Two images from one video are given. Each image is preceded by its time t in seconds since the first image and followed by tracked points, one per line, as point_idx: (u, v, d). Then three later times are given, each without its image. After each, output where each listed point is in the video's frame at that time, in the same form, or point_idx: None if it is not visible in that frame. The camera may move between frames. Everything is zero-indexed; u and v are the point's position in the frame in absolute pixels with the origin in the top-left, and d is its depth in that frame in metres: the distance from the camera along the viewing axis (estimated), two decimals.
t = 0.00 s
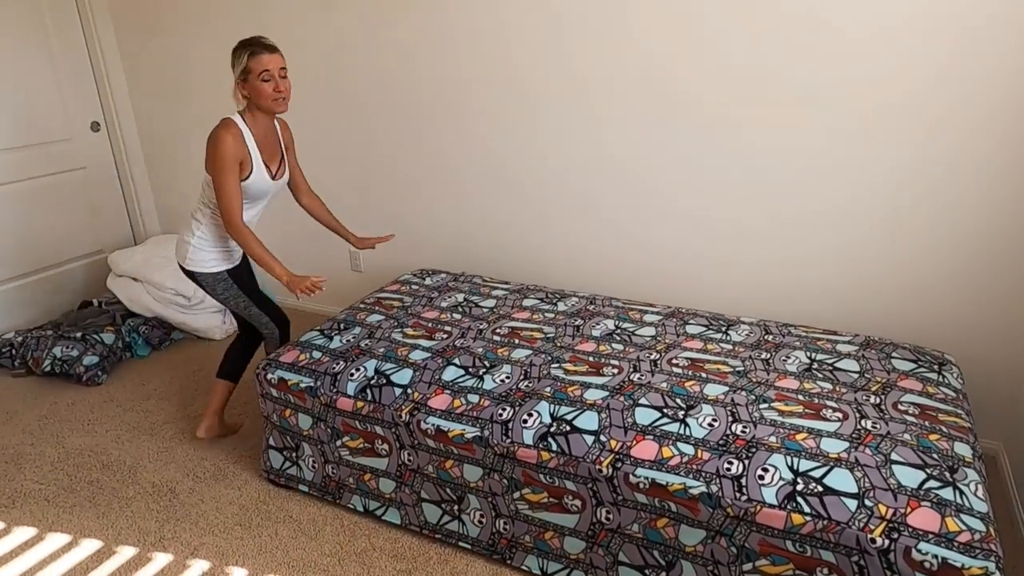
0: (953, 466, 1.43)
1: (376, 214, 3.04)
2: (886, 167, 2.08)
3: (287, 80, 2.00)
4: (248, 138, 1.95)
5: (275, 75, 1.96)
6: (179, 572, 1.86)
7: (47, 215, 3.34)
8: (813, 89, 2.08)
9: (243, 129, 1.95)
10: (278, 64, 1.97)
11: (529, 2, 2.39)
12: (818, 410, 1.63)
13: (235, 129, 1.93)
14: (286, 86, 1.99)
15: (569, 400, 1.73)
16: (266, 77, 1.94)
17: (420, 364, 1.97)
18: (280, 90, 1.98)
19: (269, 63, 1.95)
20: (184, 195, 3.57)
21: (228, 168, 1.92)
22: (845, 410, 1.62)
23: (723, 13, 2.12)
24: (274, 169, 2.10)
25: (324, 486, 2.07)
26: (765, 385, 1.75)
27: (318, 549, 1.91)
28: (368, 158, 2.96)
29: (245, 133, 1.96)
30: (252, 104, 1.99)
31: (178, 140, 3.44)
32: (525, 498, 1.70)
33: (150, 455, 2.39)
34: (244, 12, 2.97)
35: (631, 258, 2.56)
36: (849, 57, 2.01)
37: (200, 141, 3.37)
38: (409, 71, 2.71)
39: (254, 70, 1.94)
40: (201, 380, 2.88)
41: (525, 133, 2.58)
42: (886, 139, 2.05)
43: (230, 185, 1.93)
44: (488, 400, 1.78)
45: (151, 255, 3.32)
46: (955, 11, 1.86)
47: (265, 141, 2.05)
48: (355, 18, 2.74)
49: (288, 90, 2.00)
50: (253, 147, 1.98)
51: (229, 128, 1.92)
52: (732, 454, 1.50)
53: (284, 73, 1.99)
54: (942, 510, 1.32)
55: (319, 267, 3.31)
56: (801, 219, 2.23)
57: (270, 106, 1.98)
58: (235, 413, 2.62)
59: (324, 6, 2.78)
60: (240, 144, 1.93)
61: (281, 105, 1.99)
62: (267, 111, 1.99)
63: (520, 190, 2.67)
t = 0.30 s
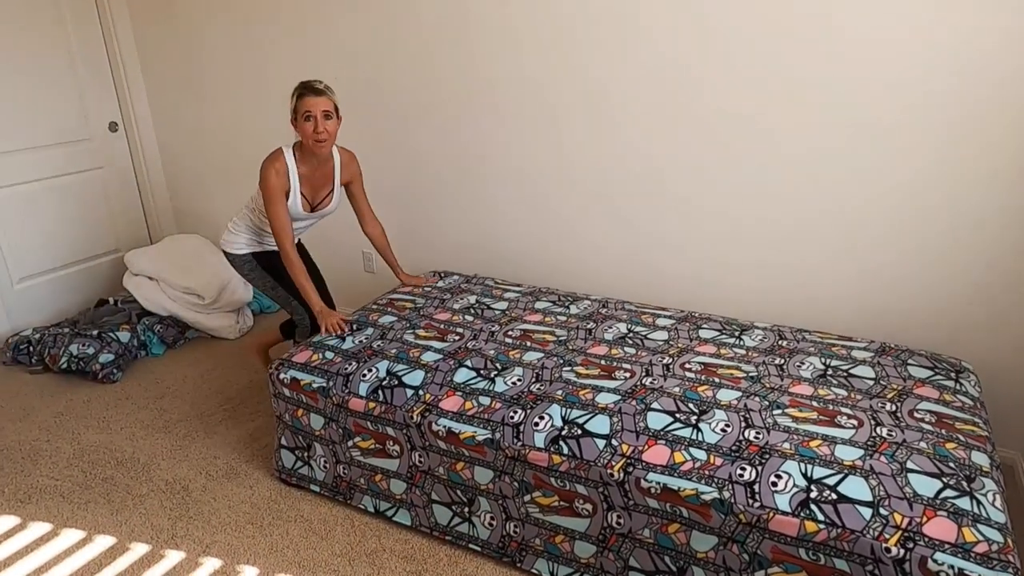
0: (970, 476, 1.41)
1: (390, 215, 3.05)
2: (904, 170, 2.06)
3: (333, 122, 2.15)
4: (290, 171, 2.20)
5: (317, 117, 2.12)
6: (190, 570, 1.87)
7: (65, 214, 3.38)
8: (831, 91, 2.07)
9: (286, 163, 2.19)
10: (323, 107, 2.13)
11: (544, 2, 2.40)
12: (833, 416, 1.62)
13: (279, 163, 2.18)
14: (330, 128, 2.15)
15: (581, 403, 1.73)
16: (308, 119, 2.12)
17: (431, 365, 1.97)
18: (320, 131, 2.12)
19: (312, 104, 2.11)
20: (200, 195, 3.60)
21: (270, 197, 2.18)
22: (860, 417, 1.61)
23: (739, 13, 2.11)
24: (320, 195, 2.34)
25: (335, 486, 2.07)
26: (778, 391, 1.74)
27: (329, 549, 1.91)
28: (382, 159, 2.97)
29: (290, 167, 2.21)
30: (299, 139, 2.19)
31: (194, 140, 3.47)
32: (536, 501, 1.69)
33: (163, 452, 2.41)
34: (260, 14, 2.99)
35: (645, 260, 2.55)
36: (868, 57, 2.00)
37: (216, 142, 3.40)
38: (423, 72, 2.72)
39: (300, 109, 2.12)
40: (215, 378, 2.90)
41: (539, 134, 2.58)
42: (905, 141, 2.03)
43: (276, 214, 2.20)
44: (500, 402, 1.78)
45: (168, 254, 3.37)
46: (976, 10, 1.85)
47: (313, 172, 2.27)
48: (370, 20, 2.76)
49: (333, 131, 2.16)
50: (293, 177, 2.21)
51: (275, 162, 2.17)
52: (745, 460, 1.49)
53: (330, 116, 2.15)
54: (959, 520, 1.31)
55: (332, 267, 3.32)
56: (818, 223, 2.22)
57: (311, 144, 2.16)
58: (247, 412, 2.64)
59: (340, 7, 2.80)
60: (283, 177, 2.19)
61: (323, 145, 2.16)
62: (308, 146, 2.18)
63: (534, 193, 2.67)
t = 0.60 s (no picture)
0: (983, 482, 1.39)
1: (400, 216, 3.06)
2: (918, 173, 2.04)
3: (359, 151, 2.20)
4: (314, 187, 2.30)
5: (344, 146, 2.16)
6: (197, 567, 1.87)
7: (78, 212, 3.41)
8: (844, 91, 2.05)
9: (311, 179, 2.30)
10: (351, 138, 2.16)
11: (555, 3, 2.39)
12: (843, 421, 1.60)
13: (306, 178, 2.29)
14: (355, 157, 2.19)
15: (588, 405, 1.72)
16: (335, 147, 2.16)
17: (439, 365, 1.97)
18: (345, 160, 2.18)
19: (340, 135, 2.15)
20: (211, 195, 3.62)
21: (295, 210, 2.30)
22: (870, 422, 1.59)
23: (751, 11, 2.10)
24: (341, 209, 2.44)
25: (342, 485, 2.07)
26: (788, 395, 1.72)
27: (335, 548, 1.91)
28: (391, 160, 2.97)
29: (315, 184, 2.31)
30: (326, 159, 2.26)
31: (206, 139, 3.48)
32: (543, 503, 1.68)
33: (172, 450, 2.42)
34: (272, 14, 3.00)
35: (655, 261, 2.54)
36: (882, 57, 1.98)
37: (227, 142, 3.42)
38: (433, 73, 2.72)
39: (329, 136, 2.17)
40: (224, 377, 2.92)
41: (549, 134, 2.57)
42: (920, 142, 2.01)
43: (300, 227, 2.31)
44: (507, 403, 1.78)
45: (178, 251, 3.37)
46: (994, 9, 1.83)
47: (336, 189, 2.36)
48: (380, 21, 2.76)
49: (358, 159, 2.20)
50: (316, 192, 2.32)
51: (301, 178, 2.28)
52: (753, 464, 1.47)
53: (357, 145, 2.19)
54: (970, 527, 1.29)
55: (341, 267, 3.33)
56: (830, 225, 2.20)
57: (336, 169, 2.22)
58: (256, 411, 2.65)
59: (351, 6, 2.80)
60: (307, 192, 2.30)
61: (347, 172, 2.21)
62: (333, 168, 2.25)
63: (543, 194, 2.67)
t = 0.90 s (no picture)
0: (992, 488, 1.38)
1: (407, 216, 3.06)
2: (928, 176, 2.03)
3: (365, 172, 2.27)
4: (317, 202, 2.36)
5: (352, 170, 2.23)
6: (203, 564, 1.88)
7: (88, 211, 3.43)
8: (855, 91, 2.04)
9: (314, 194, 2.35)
10: (358, 162, 2.23)
11: (563, 4, 2.39)
12: (851, 425, 1.59)
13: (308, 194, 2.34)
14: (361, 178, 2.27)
15: (595, 407, 1.71)
16: (344, 170, 2.22)
17: (445, 365, 1.97)
18: (352, 182, 2.25)
19: (348, 161, 2.21)
20: (220, 194, 3.63)
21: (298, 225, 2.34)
22: (879, 426, 1.58)
23: (760, 11, 2.09)
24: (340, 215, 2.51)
25: (348, 484, 2.07)
26: (795, 398, 1.71)
27: (340, 548, 1.91)
28: (399, 160, 2.97)
29: (318, 198, 2.38)
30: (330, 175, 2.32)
31: (216, 138, 3.49)
32: (548, 504, 1.68)
33: (179, 448, 2.43)
34: (281, 15, 3.01)
35: (662, 262, 2.53)
36: (895, 57, 1.96)
37: (236, 141, 3.43)
38: (441, 74, 2.73)
39: (337, 159, 2.23)
40: (231, 375, 2.93)
41: (556, 134, 2.57)
42: (932, 143, 1.99)
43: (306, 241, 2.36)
44: (514, 404, 1.77)
45: (187, 250, 3.39)
46: (1007, 9, 1.81)
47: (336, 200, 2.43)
48: (389, 21, 2.76)
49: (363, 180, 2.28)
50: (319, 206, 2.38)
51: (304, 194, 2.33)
52: (760, 468, 1.47)
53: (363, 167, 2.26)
54: (980, 534, 1.28)
55: (349, 267, 3.34)
56: (840, 227, 2.19)
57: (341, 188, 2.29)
58: (263, 409, 2.65)
59: (359, 6, 2.81)
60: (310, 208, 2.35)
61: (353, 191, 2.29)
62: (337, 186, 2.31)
63: (551, 196, 2.67)
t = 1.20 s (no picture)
0: (998, 492, 1.37)
1: (412, 216, 3.05)
2: (936, 177, 2.01)
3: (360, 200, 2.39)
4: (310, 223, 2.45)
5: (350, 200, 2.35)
6: (207, 563, 1.88)
7: (96, 209, 3.44)
8: (860, 91, 2.03)
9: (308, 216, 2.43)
10: (356, 193, 2.35)
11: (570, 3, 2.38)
12: (856, 428, 1.58)
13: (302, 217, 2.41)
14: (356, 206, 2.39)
15: (597, 408, 1.71)
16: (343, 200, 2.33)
17: (448, 365, 1.97)
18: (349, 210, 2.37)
19: (348, 193, 2.33)
20: (225, 193, 3.64)
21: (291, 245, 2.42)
22: (883, 429, 1.57)
23: (764, 10, 2.08)
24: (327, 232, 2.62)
25: (351, 484, 2.08)
26: (800, 400, 1.70)
27: (343, 547, 1.91)
28: (404, 159, 2.97)
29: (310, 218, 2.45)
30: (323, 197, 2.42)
31: (223, 138, 3.50)
32: (551, 505, 1.68)
33: (184, 446, 2.43)
34: (287, 13, 3.01)
35: (667, 263, 2.52)
36: (901, 56, 1.95)
37: (243, 140, 3.44)
38: (447, 73, 2.72)
39: (336, 189, 2.32)
40: (237, 374, 2.93)
41: (560, 133, 2.56)
42: (939, 143, 1.98)
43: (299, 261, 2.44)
44: (516, 404, 1.77)
45: (193, 249, 3.41)
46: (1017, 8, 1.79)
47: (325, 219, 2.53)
48: (396, 20, 2.76)
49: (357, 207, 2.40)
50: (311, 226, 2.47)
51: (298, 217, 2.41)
52: (763, 470, 1.46)
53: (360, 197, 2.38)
54: (985, 538, 1.27)
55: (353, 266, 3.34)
56: (848, 228, 2.17)
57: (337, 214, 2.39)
58: (267, 408, 2.66)
59: (364, 5, 2.81)
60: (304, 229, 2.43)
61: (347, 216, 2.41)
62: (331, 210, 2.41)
63: (556, 195, 2.66)
